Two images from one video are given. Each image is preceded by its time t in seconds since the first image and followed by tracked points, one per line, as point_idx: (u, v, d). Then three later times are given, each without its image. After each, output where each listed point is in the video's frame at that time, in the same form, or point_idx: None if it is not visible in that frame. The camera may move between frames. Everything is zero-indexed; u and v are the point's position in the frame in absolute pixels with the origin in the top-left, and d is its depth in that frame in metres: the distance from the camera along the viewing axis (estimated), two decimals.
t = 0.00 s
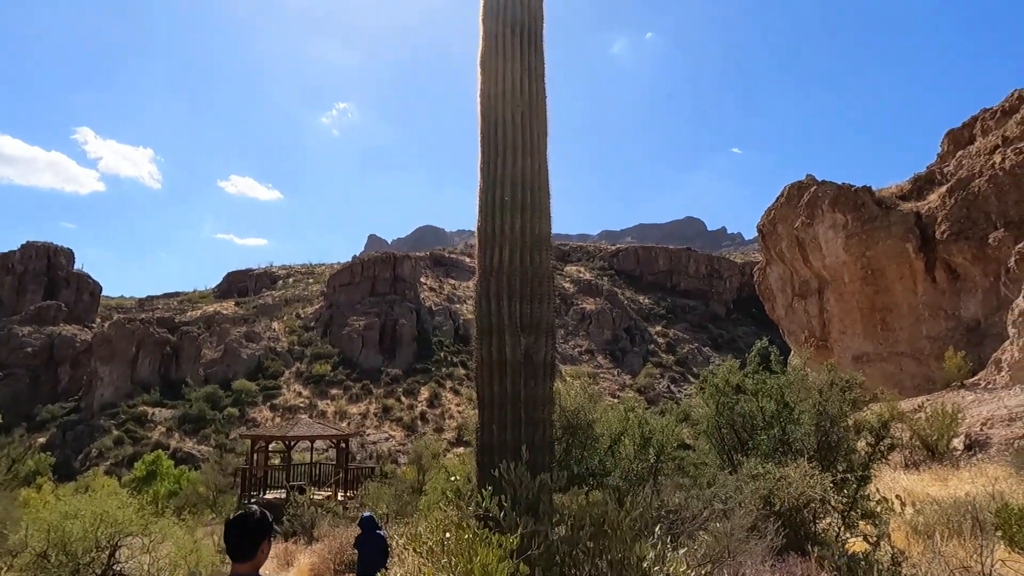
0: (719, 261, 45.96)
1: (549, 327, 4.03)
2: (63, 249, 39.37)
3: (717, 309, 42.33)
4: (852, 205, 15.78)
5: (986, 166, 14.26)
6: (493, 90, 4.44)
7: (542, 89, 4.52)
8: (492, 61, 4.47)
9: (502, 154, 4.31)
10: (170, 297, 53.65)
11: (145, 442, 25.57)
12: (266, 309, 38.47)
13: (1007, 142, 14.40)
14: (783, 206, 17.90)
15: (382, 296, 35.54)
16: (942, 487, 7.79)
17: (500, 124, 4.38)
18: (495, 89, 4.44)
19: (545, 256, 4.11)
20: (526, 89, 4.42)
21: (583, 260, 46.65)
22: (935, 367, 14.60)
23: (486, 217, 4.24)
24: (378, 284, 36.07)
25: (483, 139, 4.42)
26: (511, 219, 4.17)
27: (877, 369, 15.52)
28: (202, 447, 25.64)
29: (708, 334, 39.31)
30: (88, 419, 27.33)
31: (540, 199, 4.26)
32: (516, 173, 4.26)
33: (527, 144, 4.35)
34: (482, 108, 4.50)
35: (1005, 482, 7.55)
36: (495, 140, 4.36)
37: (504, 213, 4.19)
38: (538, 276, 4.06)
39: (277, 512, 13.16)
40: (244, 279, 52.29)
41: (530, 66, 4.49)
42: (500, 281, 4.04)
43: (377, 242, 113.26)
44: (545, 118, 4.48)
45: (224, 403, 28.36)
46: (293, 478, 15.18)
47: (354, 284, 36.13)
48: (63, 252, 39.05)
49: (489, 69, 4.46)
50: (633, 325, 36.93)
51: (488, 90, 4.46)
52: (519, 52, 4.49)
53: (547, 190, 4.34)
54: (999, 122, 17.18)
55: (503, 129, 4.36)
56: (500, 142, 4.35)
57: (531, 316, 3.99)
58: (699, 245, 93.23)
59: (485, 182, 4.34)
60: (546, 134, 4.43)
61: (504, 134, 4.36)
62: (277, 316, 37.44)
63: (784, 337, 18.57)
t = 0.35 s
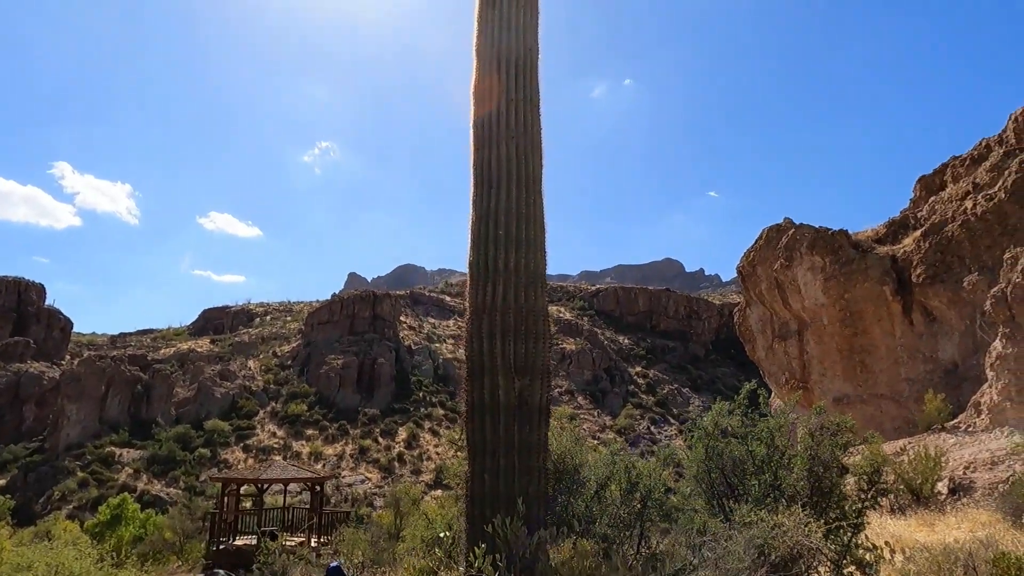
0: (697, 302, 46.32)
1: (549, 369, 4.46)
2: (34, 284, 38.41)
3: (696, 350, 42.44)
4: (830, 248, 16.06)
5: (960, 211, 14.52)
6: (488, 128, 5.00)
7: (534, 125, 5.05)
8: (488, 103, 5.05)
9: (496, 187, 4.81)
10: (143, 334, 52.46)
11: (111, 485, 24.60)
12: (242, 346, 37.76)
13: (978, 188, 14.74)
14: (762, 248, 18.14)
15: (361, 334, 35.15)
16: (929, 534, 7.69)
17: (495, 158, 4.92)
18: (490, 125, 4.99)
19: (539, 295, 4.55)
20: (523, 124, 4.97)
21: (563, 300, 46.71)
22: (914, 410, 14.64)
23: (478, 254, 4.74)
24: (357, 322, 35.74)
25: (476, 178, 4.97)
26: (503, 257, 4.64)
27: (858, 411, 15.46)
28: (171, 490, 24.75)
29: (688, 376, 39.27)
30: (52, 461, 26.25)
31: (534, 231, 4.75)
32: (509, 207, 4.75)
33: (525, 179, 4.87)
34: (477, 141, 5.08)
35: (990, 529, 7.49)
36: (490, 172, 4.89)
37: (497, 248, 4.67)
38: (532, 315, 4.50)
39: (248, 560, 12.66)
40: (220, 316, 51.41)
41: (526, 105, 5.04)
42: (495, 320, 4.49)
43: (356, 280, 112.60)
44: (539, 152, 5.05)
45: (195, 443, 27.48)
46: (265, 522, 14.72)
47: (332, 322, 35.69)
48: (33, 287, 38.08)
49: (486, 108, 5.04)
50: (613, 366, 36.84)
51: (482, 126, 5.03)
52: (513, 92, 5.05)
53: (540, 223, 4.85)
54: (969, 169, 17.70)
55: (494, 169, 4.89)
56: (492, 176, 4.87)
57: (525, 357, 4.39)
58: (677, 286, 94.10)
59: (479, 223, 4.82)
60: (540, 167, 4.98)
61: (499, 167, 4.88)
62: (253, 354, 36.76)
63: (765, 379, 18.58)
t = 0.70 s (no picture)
0: (675, 352, 46.39)
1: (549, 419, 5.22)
2: None
3: (674, 401, 42.29)
4: (807, 300, 16.31)
5: (932, 264, 14.75)
6: (491, 186, 5.90)
7: (540, 185, 5.97)
8: (493, 160, 5.96)
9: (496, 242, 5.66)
10: (110, 382, 50.86)
11: (68, 542, 23.32)
12: (213, 396, 36.75)
13: (948, 243, 15.01)
14: (740, 299, 18.37)
15: (336, 384, 34.50)
16: None
17: (493, 215, 5.78)
18: (494, 184, 5.88)
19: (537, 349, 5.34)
20: (524, 182, 5.87)
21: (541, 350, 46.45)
22: (896, 463, 14.27)
23: (473, 302, 5.54)
24: (332, 371, 35.14)
25: (475, 231, 5.80)
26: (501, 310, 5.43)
27: (838, 464, 15.19)
28: (132, 547, 23.56)
29: (666, 427, 38.92)
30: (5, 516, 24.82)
31: (535, 281, 5.59)
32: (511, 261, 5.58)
33: (525, 236, 5.71)
34: (481, 205, 5.89)
35: None
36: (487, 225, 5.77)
37: (493, 299, 5.48)
38: (531, 363, 5.28)
39: None
40: (191, 364, 50.15)
41: (530, 168, 5.97)
42: (490, 366, 5.25)
43: (332, 328, 111.16)
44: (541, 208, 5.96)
45: (160, 497, 26.32)
46: None
47: (307, 371, 35.00)
48: None
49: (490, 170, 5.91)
50: (591, 417, 36.45)
51: (485, 185, 5.92)
52: (516, 155, 5.96)
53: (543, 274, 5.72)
54: (938, 224, 18.16)
55: (493, 228, 5.73)
56: (494, 230, 5.71)
57: (524, 405, 5.16)
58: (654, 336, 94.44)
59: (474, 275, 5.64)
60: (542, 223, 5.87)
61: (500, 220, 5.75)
62: (224, 404, 35.77)
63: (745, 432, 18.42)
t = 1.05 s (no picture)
0: (658, 394, 46.24)
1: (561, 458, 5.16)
2: None
3: (657, 443, 41.95)
4: (792, 342, 16.40)
5: (914, 307, 14.77)
6: (495, 216, 5.86)
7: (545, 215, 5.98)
8: (496, 189, 5.96)
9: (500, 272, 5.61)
10: (80, 422, 49.40)
11: None
12: (187, 437, 35.77)
13: (930, 286, 15.08)
14: (725, 340, 18.42)
15: (315, 425, 33.89)
16: None
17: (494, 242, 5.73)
18: (496, 213, 5.85)
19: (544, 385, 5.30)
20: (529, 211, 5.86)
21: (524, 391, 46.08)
22: (884, 508, 14.05)
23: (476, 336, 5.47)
24: (312, 412, 34.53)
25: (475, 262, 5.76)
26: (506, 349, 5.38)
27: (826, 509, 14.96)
28: None
29: (650, 470, 38.52)
30: None
31: (541, 316, 5.55)
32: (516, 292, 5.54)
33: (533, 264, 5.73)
34: (485, 231, 5.84)
35: None
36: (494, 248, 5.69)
37: (500, 332, 5.42)
38: (538, 404, 5.18)
39: None
40: (166, 404, 48.98)
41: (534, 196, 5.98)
42: (495, 407, 5.13)
43: (312, 368, 109.80)
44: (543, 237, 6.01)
45: (129, 543, 25.23)
46: None
47: (287, 411, 34.34)
48: None
49: (496, 198, 5.90)
50: (575, 459, 35.97)
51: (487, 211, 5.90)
52: (520, 186, 5.96)
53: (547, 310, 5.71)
54: (919, 268, 18.41)
55: (496, 260, 5.68)
56: (499, 259, 5.67)
57: (531, 448, 5.04)
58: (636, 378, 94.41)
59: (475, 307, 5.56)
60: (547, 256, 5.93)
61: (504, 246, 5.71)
62: (200, 445, 34.81)
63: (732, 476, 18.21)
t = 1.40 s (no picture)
0: (634, 435, 45.92)
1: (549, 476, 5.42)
2: None
3: (634, 486, 41.45)
4: (769, 383, 16.33)
5: (889, 349, 14.77)
6: (488, 234, 6.37)
7: (536, 231, 6.52)
8: (487, 207, 6.49)
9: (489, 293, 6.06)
10: (39, 460, 47.45)
11: None
12: (151, 477, 34.49)
13: (904, 328, 15.19)
14: (703, 380, 18.36)
15: (286, 465, 33.13)
16: None
17: (485, 260, 6.24)
18: (486, 232, 6.35)
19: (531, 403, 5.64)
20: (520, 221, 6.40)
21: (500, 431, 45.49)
22: (864, 552, 13.84)
23: (463, 357, 5.83)
24: (283, 451, 33.68)
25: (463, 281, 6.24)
26: (495, 369, 5.73)
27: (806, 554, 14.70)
28: None
29: (626, 513, 37.95)
30: None
31: (528, 335, 5.95)
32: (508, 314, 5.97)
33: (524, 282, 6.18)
34: (480, 242, 6.35)
35: None
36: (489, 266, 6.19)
37: (486, 354, 5.79)
38: (526, 424, 5.49)
39: None
40: (131, 442, 47.39)
41: (526, 210, 6.54)
42: (485, 427, 5.43)
43: (283, 406, 107.63)
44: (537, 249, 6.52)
45: None
46: None
47: (257, 450, 33.48)
48: None
49: (489, 213, 6.43)
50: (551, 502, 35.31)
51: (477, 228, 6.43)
52: (510, 205, 6.51)
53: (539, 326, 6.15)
54: (892, 311, 18.65)
55: (484, 282, 6.16)
56: (489, 280, 6.15)
57: (521, 470, 5.28)
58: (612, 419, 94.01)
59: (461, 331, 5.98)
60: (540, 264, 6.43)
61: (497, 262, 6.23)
62: (164, 486, 33.56)
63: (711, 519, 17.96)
